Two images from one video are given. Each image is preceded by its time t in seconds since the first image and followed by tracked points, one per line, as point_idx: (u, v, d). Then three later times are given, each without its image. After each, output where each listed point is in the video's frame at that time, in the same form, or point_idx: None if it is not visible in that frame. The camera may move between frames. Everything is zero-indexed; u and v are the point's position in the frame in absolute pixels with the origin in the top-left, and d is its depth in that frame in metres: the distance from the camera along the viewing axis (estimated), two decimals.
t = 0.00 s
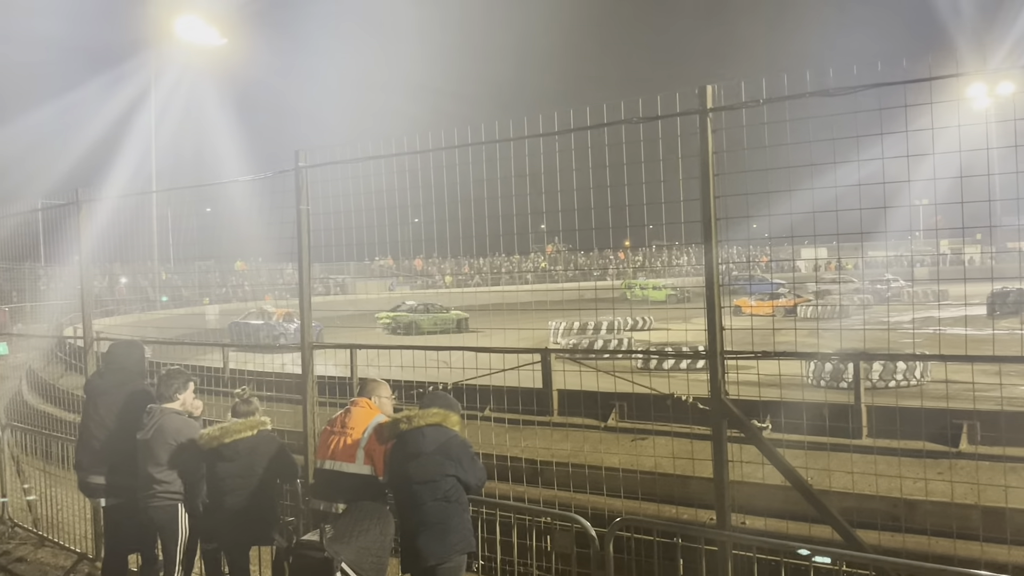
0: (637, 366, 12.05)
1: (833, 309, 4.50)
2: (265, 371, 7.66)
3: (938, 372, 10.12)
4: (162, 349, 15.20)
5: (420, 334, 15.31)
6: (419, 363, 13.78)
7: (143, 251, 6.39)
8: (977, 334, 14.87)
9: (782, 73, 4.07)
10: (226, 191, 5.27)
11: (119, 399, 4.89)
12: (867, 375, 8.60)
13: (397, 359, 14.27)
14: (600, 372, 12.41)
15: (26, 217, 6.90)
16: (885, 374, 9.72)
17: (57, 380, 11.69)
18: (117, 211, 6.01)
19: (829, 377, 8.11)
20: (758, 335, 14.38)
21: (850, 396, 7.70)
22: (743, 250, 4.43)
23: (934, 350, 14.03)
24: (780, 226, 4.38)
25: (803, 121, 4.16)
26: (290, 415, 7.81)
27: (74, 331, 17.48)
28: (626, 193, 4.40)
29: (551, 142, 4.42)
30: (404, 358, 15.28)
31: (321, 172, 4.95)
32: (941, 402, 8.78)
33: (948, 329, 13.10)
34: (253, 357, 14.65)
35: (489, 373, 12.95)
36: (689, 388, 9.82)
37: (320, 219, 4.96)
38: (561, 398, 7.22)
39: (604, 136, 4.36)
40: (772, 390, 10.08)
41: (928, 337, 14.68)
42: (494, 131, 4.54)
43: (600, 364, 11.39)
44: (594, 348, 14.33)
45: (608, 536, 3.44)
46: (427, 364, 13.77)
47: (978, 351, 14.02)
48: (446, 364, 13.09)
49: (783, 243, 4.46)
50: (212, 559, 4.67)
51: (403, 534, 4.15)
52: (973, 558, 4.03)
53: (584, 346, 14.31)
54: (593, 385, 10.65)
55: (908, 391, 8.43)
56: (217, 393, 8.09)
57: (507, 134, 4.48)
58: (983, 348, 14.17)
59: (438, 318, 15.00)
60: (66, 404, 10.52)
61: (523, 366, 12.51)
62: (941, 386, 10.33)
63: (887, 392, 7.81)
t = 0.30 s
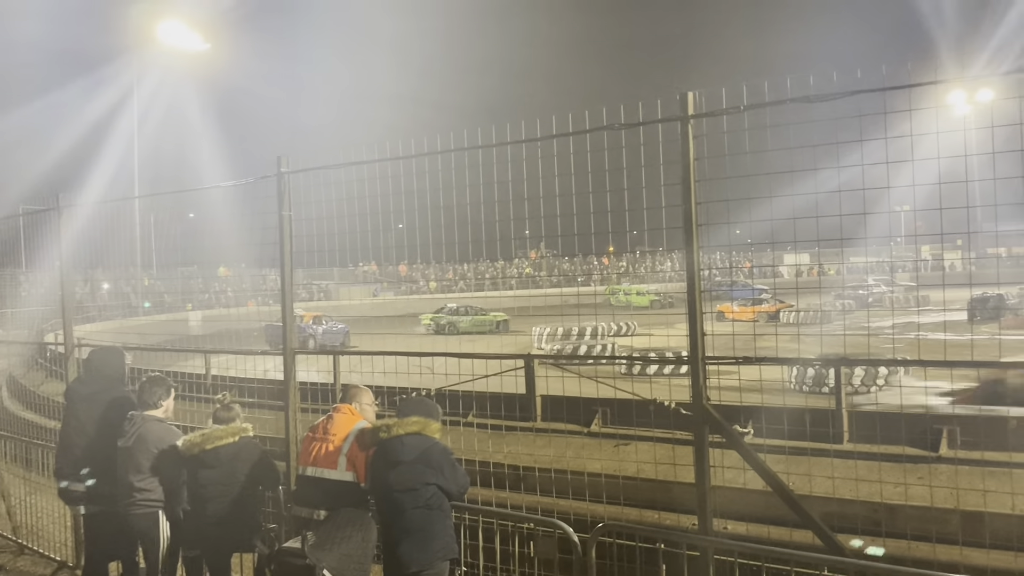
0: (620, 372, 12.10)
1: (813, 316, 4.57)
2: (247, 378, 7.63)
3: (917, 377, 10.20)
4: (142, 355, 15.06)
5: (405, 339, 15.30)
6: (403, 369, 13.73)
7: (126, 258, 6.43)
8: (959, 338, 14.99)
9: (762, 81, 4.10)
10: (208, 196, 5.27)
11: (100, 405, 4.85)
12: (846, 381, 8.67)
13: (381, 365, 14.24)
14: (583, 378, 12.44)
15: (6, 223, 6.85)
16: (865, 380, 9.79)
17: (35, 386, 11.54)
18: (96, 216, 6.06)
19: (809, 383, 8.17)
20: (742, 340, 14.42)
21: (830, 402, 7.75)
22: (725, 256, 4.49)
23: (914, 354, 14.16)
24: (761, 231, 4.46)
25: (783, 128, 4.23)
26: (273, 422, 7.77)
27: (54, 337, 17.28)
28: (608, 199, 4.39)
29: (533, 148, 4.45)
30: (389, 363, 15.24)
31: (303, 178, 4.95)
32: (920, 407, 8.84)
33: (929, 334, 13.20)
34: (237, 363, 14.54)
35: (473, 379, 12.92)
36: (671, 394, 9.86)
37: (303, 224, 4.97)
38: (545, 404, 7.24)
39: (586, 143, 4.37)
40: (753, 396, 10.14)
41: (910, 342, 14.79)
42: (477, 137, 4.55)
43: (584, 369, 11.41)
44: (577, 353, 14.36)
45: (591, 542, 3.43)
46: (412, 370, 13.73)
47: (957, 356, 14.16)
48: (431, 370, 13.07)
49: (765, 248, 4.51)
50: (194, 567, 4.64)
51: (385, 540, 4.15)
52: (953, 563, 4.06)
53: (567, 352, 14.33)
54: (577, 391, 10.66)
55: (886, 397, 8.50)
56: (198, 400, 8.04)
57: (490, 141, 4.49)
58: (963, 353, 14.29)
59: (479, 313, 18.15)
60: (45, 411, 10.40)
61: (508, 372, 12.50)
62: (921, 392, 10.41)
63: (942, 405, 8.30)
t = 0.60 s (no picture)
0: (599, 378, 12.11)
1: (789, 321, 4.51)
2: (223, 384, 7.58)
3: (891, 382, 10.31)
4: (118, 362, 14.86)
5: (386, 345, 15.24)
6: (383, 375, 13.66)
7: (104, 262, 6.31)
8: (935, 343, 15.17)
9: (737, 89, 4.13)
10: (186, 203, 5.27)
11: (75, 412, 4.82)
12: (821, 386, 8.73)
13: (361, 371, 14.18)
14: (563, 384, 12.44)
15: None
16: (840, 385, 9.87)
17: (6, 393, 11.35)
18: (72, 220, 6.01)
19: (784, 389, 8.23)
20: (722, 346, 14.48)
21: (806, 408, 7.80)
22: (702, 263, 4.39)
23: (889, 359, 14.29)
24: (736, 239, 4.39)
25: (758, 136, 4.22)
26: (250, 429, 7.71)
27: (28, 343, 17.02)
28: (586, 206, 4.42)
29: (512, 155, 4.47)
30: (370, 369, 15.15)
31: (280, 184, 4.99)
32: (892, 413, 8.93)
33: (904, 339, 13.34)
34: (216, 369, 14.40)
35: (451, 385, 12.88)
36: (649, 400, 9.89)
37: (279, 231, 4.99)
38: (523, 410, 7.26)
39: (563, 149, 4.38)
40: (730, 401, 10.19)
41: (888, 347, 14.94)
42: (455, 144, 4.56)
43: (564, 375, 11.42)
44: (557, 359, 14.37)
45: (568, 548, 3.44)
46: (392, 376, 13.66)
47: (931, 361, 14.31)
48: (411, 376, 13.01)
49: (742, 255, 4.47)
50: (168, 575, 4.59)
51: (362, 547, 4.14)
52: (926, 567, 4.10)
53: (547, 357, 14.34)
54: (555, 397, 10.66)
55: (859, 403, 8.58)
56: (174, 407, 7.98)
57: (467, 147, 4.51)
58: (939, 359, 14.45)
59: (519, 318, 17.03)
60: (17, 418, 10.24)
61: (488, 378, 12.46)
62: (895, 397, 10.51)
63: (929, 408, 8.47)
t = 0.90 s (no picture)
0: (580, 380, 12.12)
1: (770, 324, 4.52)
2: (201, 387, 7.52)
3: (868, 385, 10.38)
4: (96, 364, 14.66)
5: (368, 347, 15.17)
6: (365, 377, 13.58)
7: (79, 264, 6.22)
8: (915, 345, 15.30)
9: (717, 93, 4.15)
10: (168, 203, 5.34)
11: (54, 414, 4.76)
12: (800, 388, 8.78)
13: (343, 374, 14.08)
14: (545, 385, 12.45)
15: None
16: (818, 387, 9.93)
17: None
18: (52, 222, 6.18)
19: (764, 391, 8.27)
20: (704, 348, 14.51)
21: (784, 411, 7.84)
22: (681, 265, 4.44)
23: (868, 360, 14.40)
24: (716, 241, 4.41)
25: (739, 139, 4.26)
26: (229, 432, 7.64)
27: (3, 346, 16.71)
28: (565, 208, 4.42)
29: (493, 157, 4.47)
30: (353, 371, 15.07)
31: (259, 186, 4.97)
32: (868, 416, 9.01)
33: (883, 342, 13.45)
34: (196, 371, 14.24)
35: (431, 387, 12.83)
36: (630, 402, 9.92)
37: (259, 233, 4.96)
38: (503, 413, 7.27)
39: (544, 151, 4.39)
40: (711, 404, 10.23)
41: (868, 350, 15.06)
42: (437, 146, 4.56)
43: (545, 378, 11.43)
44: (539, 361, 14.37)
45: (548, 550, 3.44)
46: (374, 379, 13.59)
47: (911, 362, 14.44)
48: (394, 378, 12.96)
49: (722, 258, 4.47)
50: None
51: (341, 551, 4.12)
52: (902, 567, 4.14)
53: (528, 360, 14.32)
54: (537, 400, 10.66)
55: (836, 405, 8.65)
56: (152, 410, 7.89)
57: (448, 149, 4.50)
58: (917, 361, 14.58)
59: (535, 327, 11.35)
60: None
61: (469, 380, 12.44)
62: (872, 400, 10.60)
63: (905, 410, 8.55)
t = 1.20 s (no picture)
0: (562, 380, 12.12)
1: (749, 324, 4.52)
2: (180, 388, 7.45)
3: (847, 386, 10.47)
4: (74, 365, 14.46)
5: (351, 347, 15.08)
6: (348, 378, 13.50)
7: (56, 265, 6.30)
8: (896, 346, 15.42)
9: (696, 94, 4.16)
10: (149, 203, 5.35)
11: (32, 416, 4.74)
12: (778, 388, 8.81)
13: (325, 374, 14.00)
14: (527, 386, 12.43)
15: None
16: (797, 387, 9.97)
17: None
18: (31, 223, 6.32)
19: (743, 391, 8.30)
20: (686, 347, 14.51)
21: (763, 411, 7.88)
22: (661, 266, 4.49)
23: (848, 361, 14.50)
24: (696, 243, 4.42)
25: (718, 142, 4.27)
26: (208, 432, 7.58)
27: None
28: (546, 208, 4.41)
29: (473, 158, 4.44)
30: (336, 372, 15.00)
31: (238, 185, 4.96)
32: (846, 417, 9.07)
33: (862, 342, 13.54)
34: (174, 371, 14.08)
35: (411, 387, 12.77)
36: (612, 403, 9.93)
37: (239, 232, 4.94)
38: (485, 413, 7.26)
39: (524, 152, 4.38)
40: (691, 404, 10.25)
41: (848, 349, 15.18)
42: (417, 146, 4.55)
43: (527, 378, 11.43)
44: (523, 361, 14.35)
45: (528, 551, 3.43)
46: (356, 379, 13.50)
47: (890, 362, 14.54)
48: (376, 378, 12.90)
49: (704, 259, 4.46)
50: None
51: (320, 552, 4.10)
52: (880, 566, 4.16)
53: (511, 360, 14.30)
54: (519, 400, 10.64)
55: (814, 406, 8.71)
56: (130, 411, 7.81)
57: (429, 150, 4.49)
58: (896, 361, 14.71)
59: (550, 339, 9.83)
60: None
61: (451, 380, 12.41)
62: (851, 400, 10.69)
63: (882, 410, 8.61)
